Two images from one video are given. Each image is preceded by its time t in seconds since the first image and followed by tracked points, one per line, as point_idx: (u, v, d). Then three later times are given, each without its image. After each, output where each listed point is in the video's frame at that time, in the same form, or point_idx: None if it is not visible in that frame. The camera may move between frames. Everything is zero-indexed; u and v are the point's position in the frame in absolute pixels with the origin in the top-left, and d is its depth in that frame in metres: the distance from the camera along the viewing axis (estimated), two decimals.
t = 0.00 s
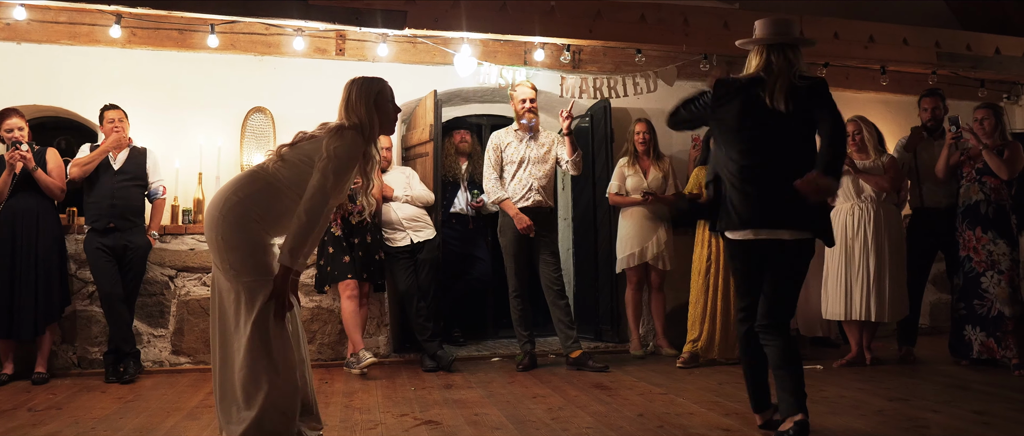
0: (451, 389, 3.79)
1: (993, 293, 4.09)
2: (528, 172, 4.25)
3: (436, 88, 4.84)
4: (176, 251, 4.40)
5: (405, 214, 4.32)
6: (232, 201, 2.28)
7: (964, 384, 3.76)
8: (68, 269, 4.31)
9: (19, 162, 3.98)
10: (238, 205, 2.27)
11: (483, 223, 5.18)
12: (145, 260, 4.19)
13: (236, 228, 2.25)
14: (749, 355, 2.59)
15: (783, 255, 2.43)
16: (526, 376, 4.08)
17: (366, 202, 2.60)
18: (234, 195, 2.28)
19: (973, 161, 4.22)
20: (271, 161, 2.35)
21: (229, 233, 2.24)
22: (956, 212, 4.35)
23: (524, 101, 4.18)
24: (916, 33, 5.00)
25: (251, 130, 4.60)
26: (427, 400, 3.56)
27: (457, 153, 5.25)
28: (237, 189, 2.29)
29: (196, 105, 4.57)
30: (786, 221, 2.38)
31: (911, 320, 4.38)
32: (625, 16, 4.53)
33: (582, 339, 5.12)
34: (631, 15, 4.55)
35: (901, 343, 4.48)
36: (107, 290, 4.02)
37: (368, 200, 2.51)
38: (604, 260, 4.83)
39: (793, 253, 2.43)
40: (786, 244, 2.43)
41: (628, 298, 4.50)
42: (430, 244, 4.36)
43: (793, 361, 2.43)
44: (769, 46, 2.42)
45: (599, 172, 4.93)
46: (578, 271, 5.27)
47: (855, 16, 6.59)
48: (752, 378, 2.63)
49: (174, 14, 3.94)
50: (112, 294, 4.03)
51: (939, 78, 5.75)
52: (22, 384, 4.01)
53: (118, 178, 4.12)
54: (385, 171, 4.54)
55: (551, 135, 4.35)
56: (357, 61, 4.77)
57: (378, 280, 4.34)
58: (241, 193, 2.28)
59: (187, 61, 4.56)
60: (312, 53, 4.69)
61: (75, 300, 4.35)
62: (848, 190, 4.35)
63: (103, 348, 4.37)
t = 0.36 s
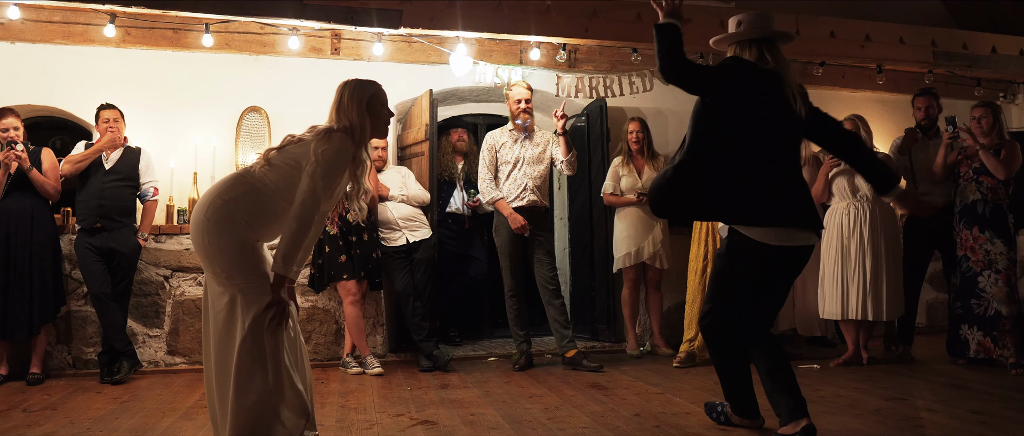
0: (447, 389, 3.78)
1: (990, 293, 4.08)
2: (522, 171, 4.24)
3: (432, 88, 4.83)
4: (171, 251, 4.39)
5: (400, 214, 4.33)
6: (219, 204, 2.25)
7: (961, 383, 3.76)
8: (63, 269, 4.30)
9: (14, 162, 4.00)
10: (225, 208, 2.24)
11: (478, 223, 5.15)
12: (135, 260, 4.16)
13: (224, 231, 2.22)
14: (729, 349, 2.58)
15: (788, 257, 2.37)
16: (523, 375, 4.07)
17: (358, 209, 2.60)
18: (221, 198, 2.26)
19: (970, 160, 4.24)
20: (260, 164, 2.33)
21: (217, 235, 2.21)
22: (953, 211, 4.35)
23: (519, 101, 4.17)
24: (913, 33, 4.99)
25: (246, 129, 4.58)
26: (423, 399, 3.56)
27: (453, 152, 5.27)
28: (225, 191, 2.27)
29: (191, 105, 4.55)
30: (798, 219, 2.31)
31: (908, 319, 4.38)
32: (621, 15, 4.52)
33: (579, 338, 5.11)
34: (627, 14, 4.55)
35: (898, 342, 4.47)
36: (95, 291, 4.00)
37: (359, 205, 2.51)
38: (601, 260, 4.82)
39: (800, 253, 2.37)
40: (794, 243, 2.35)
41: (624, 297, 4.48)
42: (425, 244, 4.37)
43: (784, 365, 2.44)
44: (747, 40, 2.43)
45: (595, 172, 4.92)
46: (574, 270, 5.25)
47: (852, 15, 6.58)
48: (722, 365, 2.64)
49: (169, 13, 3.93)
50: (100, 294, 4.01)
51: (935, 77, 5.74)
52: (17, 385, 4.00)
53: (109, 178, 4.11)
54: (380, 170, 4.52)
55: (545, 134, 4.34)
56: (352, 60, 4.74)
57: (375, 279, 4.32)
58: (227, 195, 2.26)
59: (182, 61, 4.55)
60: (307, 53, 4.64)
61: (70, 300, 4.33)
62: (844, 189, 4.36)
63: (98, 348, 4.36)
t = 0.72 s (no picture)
0: (448, 389, 3.77)
1: (994, 291, 4.07)
2: (521, 171, 4.23)
3: (431, 87, 4.82)
4: (171, 251, 4.37)
5: (400, 214, 4.31)
6: (209, 206, 2.23)
7: (963, 382, 3.75)
8: (62, 270, 4.29)
9: (13, 163, 3.97)
10: (216, 210, 2.22)
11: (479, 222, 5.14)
12: (135, 261, 4.15)
13: (216, 234, 2.20)
14: (717, 352, 2.56)
15: (783, 258, 2.43)
16: (524, 375, 4.06)
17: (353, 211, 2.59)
18: (212, 200, 2.24)
19: (972, 158, 4.19)
20: (249, 166, 2.32)
21: (209, 238, 2.19)
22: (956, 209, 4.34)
23: (518, 101, 4.14)
24: (914, 30, 4.97)
25: (245, 129, 4.56)
26: (423, 400, 3.55)
27: (452, 151, 5.26)
28: (215, 194, 2.25)
29: (190, 105, 4.54)
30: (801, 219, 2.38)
31: (911, 318, 4.36)
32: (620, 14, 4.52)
33: (580, 338, 5.09)
34: (627, 13, 4.58)
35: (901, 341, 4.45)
36: (95, 291, 4.00)
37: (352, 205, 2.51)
38: (602, 259, 4.80)
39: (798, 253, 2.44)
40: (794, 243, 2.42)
41: (625, 297, 4.47)
42: (426, 243, 4.34)
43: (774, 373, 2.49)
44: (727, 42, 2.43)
45: (595, 171, 4.91)
46: (575, 270, 5.24)
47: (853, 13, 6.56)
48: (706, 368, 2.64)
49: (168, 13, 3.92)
50: (101, 294, 4.00)
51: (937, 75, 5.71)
52: (17, 386, 4.00)
53: (109, 179, 4.10)
54: (380, 170, 4.50)
55: (545, 134, 4.33)
56: (351, 60, 4.72)
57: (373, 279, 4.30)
58: (217, 197, 2.24)
59: (180, 61, 4.54)
60: (307, 52, 4.64)
61: (69, 301, 4.32)
62: (845, 188, 4.34)
63: (98, 349, 4.34)
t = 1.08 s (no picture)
0: (462, 387, 3.76)
1: (1012, 287, 4.03)
2: (534, 168, 4.22)
3: (444, 85, 4.81)
4: (185, 251, 4.38)
5: (414, 212, 4.30)
6: (222, 204, 2.22)
7: (981, 379, 3.71)
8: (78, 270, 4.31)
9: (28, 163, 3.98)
10: (228, 208, 2.22)
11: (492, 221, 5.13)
12: (148, 261, 4.15)
13: (228, 231, 2.20)
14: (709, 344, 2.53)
15: (773, 246, 2.42)
16: (538, 373, 4.05)
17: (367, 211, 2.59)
18: (224, 198, 2.23)
19: (989, 153, 4.15)
20: (263, 164, 2.32)
21: (221, 235, 2.19)
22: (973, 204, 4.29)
23: (530, 98, 4.12)
24: (929, 24, 4.93)
25: (259, 129, 4.57)
26: (437, 398, 3.54)
27: (466, 149, 5.18)
28: (228, 192, 2.24)
29: (203, 105, 4.56)
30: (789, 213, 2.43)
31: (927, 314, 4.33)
32: (632, 10, 4.51)
33: (594, 336, 5.08)
34: (640, 9, 4.54)
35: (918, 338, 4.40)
36: (110, 291, 4.01)
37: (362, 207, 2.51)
38: (616, 257, 4.79)
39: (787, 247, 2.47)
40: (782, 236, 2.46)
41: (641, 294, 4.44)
42: (440, 241, 4.34)
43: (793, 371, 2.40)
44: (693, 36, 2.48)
45: (609, 169, 4.88)
46: (589, 268, 5.22)
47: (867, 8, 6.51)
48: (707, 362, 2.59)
49: (180, 13, 3.93)
50: (116, 294, 4.02)
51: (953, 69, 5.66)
52: (33, 386, 4.02)
53: (121, 179, 4.10)
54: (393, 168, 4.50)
55: (558, 131, 4.31)
56: (363, 59, 4.71)
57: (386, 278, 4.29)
58: (231, 195, 2.24)
59: (193, 61, 4.55)
60: (318, 52, 4.62)
61: (84, 301, 4.34)
62: (861, 183, 4.30)
63: (113, 348, 4.36)
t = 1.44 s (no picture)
0: (493, 382, 3.75)
1: None
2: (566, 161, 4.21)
3: (471, 80, 4.81)
4: (215, 248, 4.41)
5: (443, 208, 4.33)
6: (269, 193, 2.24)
7: (1021, 372, 3.63)
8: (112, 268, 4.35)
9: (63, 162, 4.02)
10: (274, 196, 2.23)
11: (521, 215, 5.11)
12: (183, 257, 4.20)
13: (288, 222, 2.20)
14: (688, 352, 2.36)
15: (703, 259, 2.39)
16: (568, 368, 4.03)
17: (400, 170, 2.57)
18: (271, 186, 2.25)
19: None
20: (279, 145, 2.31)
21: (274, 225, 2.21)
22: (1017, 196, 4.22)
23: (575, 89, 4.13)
24: (964, 11, 4.85)
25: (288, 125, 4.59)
26: (469, 393, 3.53)
27: (494, 145, 5.09)
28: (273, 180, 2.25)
29: (233, 103, 4.58)
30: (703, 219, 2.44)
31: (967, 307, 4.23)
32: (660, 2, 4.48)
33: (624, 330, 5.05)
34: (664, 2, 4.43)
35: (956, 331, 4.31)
36: (145, 289, 4.05)
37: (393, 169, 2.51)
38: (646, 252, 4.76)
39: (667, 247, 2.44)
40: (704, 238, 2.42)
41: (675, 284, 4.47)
42: (469, 237, 4.35)
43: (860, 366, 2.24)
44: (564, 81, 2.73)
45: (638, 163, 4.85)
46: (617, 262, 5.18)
47: None
48: (689, 374, 2.37)
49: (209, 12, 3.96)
50: (151, 292, 4.05)
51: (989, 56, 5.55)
52: (70, 382, 4.07)
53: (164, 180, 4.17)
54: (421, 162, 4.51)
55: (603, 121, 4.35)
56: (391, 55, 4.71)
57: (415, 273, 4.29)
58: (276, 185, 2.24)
59: (221, 59, 4.57)
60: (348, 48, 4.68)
61: (118, 298, 4.39)
62: (895, 172, 4.23)
63: (147, 345, 4.40)
